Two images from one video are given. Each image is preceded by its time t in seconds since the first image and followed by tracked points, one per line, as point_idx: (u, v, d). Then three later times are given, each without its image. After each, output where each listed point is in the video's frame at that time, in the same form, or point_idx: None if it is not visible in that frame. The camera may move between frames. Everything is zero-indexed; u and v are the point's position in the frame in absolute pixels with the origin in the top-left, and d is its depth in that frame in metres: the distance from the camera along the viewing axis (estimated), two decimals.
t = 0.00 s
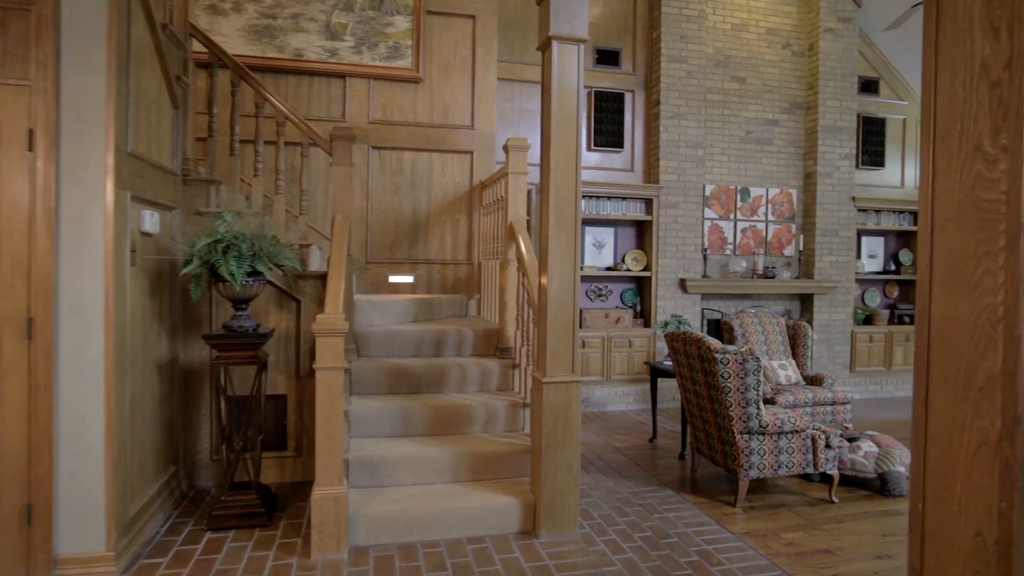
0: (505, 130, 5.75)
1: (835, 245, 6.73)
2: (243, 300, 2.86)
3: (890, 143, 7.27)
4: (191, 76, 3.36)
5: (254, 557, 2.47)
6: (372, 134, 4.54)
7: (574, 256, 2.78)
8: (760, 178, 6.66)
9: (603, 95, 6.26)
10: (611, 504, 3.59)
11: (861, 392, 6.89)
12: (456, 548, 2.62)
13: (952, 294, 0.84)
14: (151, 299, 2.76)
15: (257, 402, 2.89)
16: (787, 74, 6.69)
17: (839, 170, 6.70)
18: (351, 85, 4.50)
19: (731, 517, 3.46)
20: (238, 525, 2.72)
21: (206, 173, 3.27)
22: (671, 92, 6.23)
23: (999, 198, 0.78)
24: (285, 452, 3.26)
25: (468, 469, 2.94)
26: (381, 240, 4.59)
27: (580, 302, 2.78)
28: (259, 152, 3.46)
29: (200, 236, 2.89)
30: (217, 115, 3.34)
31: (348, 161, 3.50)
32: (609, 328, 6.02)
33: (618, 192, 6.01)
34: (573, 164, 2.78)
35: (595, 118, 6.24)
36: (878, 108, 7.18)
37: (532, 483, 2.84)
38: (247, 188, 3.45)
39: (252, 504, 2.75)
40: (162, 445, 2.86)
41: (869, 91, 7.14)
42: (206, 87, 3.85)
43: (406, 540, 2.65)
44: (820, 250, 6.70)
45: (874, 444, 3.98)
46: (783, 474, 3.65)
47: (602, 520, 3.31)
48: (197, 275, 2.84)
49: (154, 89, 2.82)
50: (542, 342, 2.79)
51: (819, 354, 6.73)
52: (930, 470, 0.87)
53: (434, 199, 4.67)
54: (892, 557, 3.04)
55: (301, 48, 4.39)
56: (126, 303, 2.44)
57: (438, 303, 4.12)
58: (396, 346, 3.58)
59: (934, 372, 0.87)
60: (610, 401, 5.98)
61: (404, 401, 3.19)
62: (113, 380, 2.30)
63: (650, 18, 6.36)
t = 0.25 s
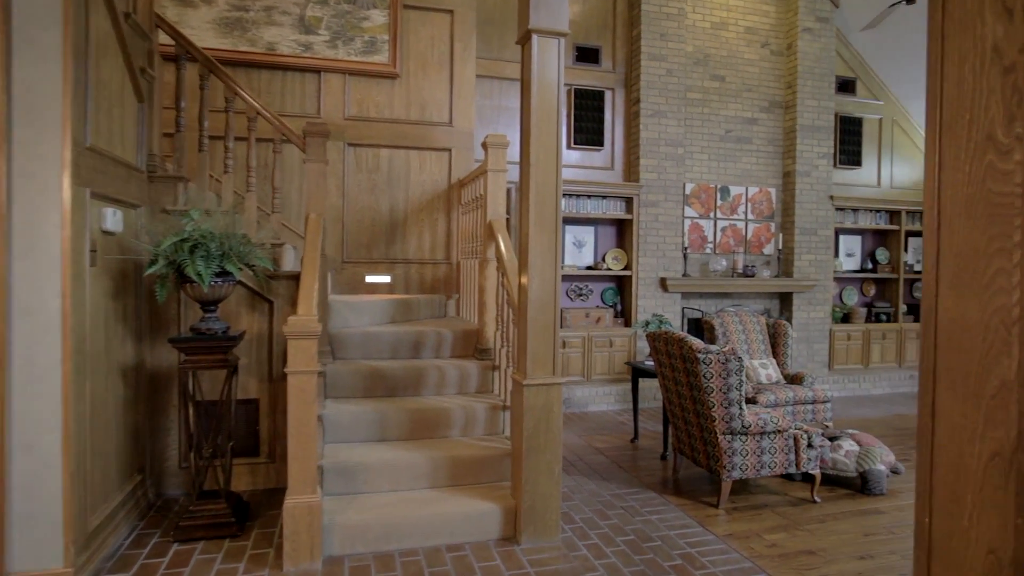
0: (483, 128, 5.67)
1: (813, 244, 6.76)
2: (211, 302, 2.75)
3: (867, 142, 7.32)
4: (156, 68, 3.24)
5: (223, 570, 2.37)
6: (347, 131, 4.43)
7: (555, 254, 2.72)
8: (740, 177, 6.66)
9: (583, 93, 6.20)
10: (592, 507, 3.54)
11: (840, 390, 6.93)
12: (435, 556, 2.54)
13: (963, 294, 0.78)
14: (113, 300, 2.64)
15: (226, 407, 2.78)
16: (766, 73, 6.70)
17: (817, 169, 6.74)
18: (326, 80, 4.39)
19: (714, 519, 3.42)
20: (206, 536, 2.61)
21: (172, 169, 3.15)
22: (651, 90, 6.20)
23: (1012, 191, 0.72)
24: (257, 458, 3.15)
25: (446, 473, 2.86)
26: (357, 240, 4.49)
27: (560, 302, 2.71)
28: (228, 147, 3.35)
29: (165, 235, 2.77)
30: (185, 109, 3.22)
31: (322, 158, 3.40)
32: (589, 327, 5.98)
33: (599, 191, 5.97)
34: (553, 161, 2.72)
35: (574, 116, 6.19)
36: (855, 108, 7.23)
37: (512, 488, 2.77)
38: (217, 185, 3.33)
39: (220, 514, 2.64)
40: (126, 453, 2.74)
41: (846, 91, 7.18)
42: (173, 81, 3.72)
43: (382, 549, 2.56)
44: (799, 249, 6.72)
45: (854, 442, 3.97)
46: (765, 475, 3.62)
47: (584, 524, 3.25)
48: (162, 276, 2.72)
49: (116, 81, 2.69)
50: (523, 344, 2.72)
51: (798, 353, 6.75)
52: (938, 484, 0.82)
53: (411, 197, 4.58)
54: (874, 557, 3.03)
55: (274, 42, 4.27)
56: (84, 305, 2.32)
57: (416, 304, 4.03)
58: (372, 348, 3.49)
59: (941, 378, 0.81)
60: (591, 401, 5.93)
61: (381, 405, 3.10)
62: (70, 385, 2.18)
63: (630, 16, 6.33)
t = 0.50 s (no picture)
0: (462, 125, 5.58)
1: (793, 243, 6.77)
2: (178, 303, 2.63)
3: (844, 142, 7.36)
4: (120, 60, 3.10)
5: None
6: (322, 127, 4.32)
7: (535, 253, 2.65)
8: (720, 175, 6.65)
9: (563, 90, 6.14)
10: (574, 510, 3.48)
11: (819, 388, 6.96)
12: (412, 566, 2.46)
13: (979, 292, 0.72)
14: (72, 302, 2.51)
15: (194, 413, 2.66)
16: (745, 72, 6.70)
17: (796, 167, 6.75)
18: (300, 75, 4.27)
19: (697, 521, 3.38)
20: (172, 549, 2.49)
21: (137, 165, 3.03)
22: (632, 87, 6.16)
23: None
24: (228, 466, 3.04)
25: (424, 479, 2.78)
26: (333, 239, 4.38)
27: (541, 302, 2.64)
28: (197, 143, 3.22)
29: (128, 234, 2.65)
30: (150, 103, 3.09)
31: (295, 154, 3.29)
32: (570, 327, 5.93)
33: (579, 189, 5.91)
34: (533, 157, 2.64)
35: (554, 114, 6.12)
36: (833, 107, 7.27)
37: (492, 493, 2.70)
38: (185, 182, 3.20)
39: (187, 525, 2.53)
40: (87, 462, 2.61)
41: (825, 89, 7.19)
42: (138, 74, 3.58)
43: (358, 559, 2.47)
44: (778, 247, 6.73)
45: (836, 441, 3.96)
46: (748, 475, 3.59)
47: (566, 529, 3.19)
48: (126, 276, 2.60)
49: (74, 72, 2.57)
50: (502, 345, 2.65)
51: (778, 351, 6.77)
52: (950, 499, 0.76)
53: (389, 195, 4.48)
54: (858, 558, 3.00)
55: (246, 35, 4.14)
56: (39, 308, 2.20)
57: (393, 304, 3.94)
58: (348, 350, 3.39)
59: (953, 384, 0.76)
60: (572, 401, 5.87)
61: (357, 409, 3.00)
62: (23, 392, 2.06)
63: (610, 13, 6.28)
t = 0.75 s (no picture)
0: (440, 123, 5.49)
1: (771, 242, 6.79)
2: (142, 306, 2.51)
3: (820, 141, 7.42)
4: (80, 51, 2.96)
5: None
6: (296, 123, 4.20)
7: (515, 254, 2.57)
8: (699, 175, 6.64)
9: (541, 88, 6.08)
10: (555, 515, 3.41)
11: (797, 387, 6.99)
12: None
13: (999, 297, 0.66)
14: (27, 306, 2.38)
15: (160, 421, 2.54)
16: (724, 72, 6.70)
17: (774, 167, 6.77)
18: (272, 69, 4.15)
19: (679, 524, 3.34)
20: (135, 564, 2.37)
21: (98, 161, 2.89)
22: (611, 86, 6.11)
23: None
24: (196, 475, 2.92)
25: (401, 487, 2.69)
26: (307, 238, 4.26)
27: (521, 304, 2.57)
28: (162, 139, 3.09)
29: (88, 233, 2.52)
30: (113, 97, 2.95)
31: (266, 151, 3.18)
32: (549, 327, 5.87)
33: (558, 188, 5.86)
34: (513, 155, 2.57)
35: (533, 112, 6.05)
36: (809, 108, 7.31)
37: (471, 501, 2.62)
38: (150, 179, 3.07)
39: (151, 539, 2.41)
40: (44, 474, 2.48)
41: (801, 91, 7.26)
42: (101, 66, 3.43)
43: (332, 572, 2.38)
44: (757, 247, 6.75)
45: (816, 442, 3.95)
46: (730, 477, 3.56)
47: (547, 535, 3.12)
48: (85, 278, 2.47)
49: (28, 63, 2.43)
50: (481, 348, 2.57)
51: (756, 350, 6.78)
52: (967, 517, 0.71)
53: (364, 194, 4.37)
54: (841, 560, 2.98)
55: (215, 28, 4.01)
56: None
57: (369, 305, 3.84)
58: (321, 353, 3.29)
59: (970, 396, 0.70)
60: (552, 402, 5.81)
61: (331, 414, 2.91)
62: None
63: (589, 11, 6.23)
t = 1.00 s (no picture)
0: (416, 122, 5.40)
1: (747, 243, 6.82)
2: (102, 311, 2.39)
3: (795, 142, 7.47)
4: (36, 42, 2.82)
5: None
6: (267, 120, 4.08)
7: (493, 255, 2.50)
8: (676, 175, 6.64)
9: (518, 87, 6.01)
10: (534, 521, 3.35)
11: (773, 387, 7.02)
12: None
13: None
14: None
15: (121, 431, 2.43)
16: (701, 73, 6.70)
17: (750, 168, 6.80)
18: (242, 64, 4.02)
19: (660, 529, 3.30)
20: None
21: (55, 157, 2.75)
22: (589, 86, 6.07)
23: None
24: (161, 486, 2.80)
25: (376, 496, 2.61)
26: (279, 238, 4.14)
27: (499, 306, 2.50)
28: (124, 135, 2.96)
29: (44, 234, 2.40)
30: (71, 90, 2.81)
31: (235, 148, 3.06)
32: (526, 329, 5.81)
33: (536, 188, 5.80)
34: (491, 153, 2.50)
35: (510, 111, 5.98)
36: (785, 109, 7.35)
37: (449, 510, 2.55)
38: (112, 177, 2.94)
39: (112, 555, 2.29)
40: None
41: (777, 92, 7.31)
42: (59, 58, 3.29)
43: None
44: (734, 247, 6.76)
45: (795, 443, 3.94)
46: (710, 480, 3.53)
47: (526, 542, 3.06)
48: (40, 281, 2.34)
49: None
50: (458, 353, 2.50)
51: (733, 351, 6.80)
52: (986, 546, 0.66)
53: (338, 193, 4.27)
54: (821, 563, 2.96)
55: (182, 20, 3.87)
56: None
57: (343, 307, 3.74)
58: (293, 358, 3.19)
59: (989, 416, 0.65)
60: (530, 405, 5.75)
61: (303, 421, 2.81)
62: None
63: (567, 10, 6.18)
